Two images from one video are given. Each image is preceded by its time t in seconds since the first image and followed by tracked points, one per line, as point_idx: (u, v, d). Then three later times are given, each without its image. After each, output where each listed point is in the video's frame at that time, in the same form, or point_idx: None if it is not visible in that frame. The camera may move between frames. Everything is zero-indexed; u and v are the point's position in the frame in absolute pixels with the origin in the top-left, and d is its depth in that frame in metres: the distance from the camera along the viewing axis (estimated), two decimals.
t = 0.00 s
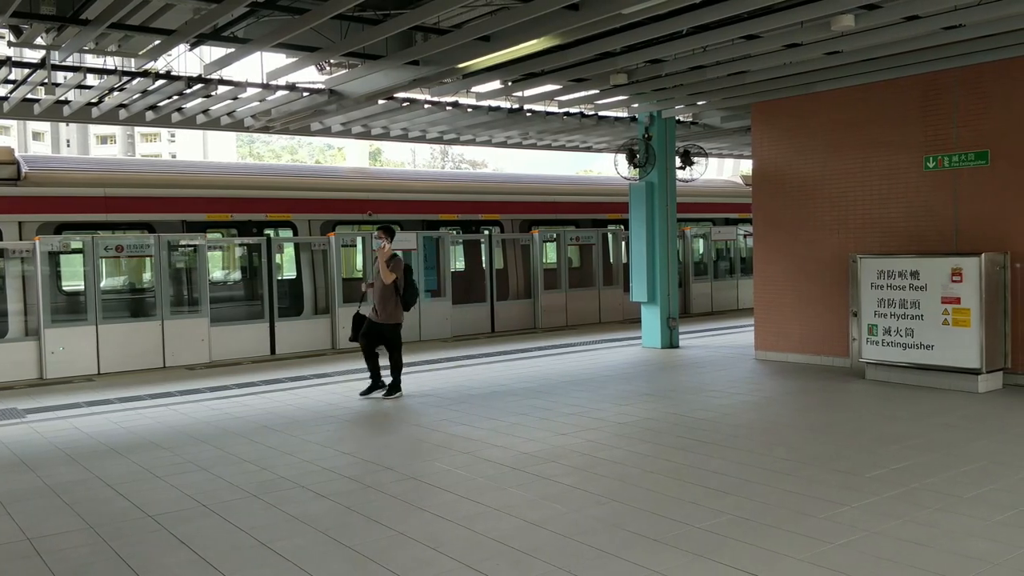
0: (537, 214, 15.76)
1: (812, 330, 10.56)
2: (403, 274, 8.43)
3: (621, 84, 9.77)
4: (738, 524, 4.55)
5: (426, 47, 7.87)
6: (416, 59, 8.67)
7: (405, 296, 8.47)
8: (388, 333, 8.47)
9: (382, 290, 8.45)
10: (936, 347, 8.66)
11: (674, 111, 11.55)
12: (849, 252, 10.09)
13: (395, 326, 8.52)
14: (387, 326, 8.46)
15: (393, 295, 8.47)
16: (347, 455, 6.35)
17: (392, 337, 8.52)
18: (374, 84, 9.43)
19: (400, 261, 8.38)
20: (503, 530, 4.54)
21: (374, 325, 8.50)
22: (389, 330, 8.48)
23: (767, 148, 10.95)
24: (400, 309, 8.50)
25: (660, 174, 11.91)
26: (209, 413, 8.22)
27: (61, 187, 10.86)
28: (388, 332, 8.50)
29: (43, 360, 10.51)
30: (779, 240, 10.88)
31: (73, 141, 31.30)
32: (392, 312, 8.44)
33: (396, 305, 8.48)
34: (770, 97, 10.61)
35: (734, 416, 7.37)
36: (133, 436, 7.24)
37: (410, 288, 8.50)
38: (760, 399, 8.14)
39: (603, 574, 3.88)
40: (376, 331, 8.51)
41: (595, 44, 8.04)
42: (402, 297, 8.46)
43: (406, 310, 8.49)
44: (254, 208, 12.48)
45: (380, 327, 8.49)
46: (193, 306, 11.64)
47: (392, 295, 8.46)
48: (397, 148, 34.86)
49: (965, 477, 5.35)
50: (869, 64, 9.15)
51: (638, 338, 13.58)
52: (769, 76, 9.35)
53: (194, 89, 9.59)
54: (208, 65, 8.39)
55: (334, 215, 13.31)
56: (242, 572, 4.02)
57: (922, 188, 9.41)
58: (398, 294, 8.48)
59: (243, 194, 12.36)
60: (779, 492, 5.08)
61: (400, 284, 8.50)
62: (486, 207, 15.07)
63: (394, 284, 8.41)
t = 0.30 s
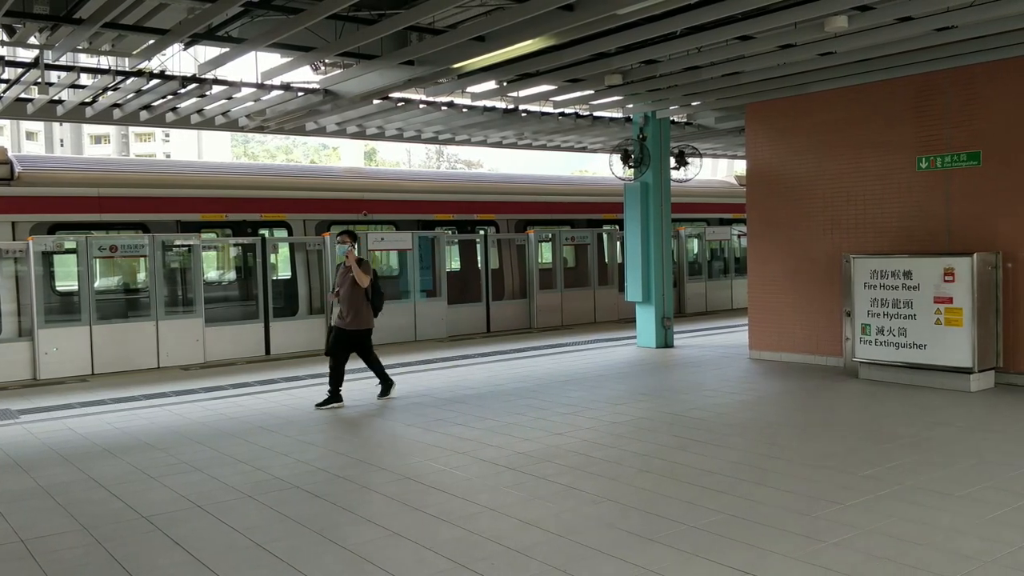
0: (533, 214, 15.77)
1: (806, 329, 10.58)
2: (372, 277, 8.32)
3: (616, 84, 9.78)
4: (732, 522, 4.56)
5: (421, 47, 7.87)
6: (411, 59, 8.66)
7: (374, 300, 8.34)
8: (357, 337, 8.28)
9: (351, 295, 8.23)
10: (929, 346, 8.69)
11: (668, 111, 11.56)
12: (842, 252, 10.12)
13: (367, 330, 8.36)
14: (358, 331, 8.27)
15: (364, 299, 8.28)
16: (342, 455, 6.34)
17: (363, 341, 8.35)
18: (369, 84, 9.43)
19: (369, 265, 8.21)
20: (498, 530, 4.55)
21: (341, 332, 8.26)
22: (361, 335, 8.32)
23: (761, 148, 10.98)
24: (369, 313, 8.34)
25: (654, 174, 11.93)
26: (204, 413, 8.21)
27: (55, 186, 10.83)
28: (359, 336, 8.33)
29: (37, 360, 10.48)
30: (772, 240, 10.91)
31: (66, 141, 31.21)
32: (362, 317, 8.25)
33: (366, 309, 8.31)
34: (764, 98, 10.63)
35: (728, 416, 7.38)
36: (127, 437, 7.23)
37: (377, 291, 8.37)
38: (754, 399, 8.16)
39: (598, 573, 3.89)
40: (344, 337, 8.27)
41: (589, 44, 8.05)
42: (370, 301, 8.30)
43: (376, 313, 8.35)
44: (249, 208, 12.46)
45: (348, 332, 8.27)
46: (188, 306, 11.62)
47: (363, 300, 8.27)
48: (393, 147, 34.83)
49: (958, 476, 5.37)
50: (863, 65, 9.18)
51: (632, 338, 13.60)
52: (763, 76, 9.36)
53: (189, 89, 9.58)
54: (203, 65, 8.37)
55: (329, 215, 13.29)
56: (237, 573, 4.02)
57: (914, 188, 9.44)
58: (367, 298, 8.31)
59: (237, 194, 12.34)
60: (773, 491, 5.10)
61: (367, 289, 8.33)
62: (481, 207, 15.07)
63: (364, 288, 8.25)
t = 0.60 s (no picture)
0: (528, 214, 15.77)
1: (800, 329, 10.60)
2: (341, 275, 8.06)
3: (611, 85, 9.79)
4: (727, 522, 4.57)
5: (417, 47, 7.86)
6: (406, 60, 8.66)
7: (341, 299, 8.04)
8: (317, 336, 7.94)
9: (316, 293, 7.93)
10: (921, 345, 8.72)
11: (663, 112, 11.58)
12: (835, 252, 10.15)
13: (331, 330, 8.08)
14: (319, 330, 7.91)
15: (331, 299, 7.98)
16: (336, 456, 6.34)
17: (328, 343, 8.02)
18: (364, 84, 9.42)
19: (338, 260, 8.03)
20: (493, 530, 4.54)
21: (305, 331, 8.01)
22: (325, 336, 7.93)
23: (755, 148, 11.00)
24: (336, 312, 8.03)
25: (649, 174, 11.96)
26: (198, 414, 8.18)
27: (50, 186, 10.80)
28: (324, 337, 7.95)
29: (30, 360, 10.45)
30: (766, 240, 10.94)
31: (61, 141, 31.15)
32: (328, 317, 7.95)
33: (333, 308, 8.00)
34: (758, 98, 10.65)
35: (723, 415, 7.40)
36: (122, 437, 7.21)
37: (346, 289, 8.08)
38: (749, 398, 8.17)
39: (592, 572, 3.89)
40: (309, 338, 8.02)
41: (584, 45, 8.05)
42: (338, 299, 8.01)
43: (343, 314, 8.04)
44: (244, 208, 12.44)
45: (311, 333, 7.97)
46: (182, 306, 11.61)
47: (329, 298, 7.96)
48: (388, 147, 34.81)
49: (951, 475, 5.39)
50: (856, 66, 9.21)
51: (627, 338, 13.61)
52: (757, 77, 9.39)
53: (183, 88, 9.57)
54: (197, 65, 8.36)
55: (324, 215, 13.28)
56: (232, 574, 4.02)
57: (907, 188, 9.47)
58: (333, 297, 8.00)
59: (232, 194, 12.33)
60: (768, 490, 5.11)
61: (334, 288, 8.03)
62: (477, 207, 15.07)
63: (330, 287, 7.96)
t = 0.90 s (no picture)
0: (524, 214, 15.78)
1: (795, 328, 10.62)
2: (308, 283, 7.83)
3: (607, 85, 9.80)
4: (722, 520, 4.58)
5: (412, 47, 7.86)
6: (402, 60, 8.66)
7: (308, 307, 7.81)
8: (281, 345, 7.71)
9: (280, 300, 7.73)
10: (915, 345, 8.75)
11: (659, 112, 11.59)
12: (829, 252, 10.17)
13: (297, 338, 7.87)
14: (284, 338, 7.68)
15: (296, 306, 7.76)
16: (332, 456, 6.34)
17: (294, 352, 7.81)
18: (360, 84, 9.41)
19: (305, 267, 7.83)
20: (489, 530, 4.55)
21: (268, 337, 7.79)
22: (288, 345, 7.67)
23: (749, 148, 11.02)
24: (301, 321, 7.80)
25: (645, 175, 11.95)
26: (193, 414, 8.17)
27: (44, 186, 10.76)
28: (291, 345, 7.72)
29: (24, 360, 10.43)
30: (761, 240, 10.96)
31: (55, 140, 31.07)
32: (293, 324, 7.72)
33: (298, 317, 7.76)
34: (753, 99, 10.68)
35: (718, 414, 7.41)
36: (117, 438, 7.19)
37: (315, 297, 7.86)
38: (744, 398, 8.19)
39: (588, 572, 3.89)
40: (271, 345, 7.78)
41: (580, 45, 8.06)
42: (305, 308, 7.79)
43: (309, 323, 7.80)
44: (239, 208, 12.42)
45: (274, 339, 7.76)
46: (178, 307, 11.59)
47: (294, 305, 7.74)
48: (383, 147, 34.79)
49: (945, 473, 5.41)
50: (850, 67, 9.24)
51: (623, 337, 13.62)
52: (752, 78, 9.41)
53: (178, 88, 9.55)
54: (192, 65, 8.35)
55: (320, 215, 13.28)
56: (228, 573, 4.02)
57: (901, 188, 9.50)
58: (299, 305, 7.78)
59: (227, 194, 12.31)
60: (763, 489, 5.12)
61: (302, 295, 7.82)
62: (473, 207, 15.08)
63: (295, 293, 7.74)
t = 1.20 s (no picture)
0: (520, 214, 15.79)
1: (790, 328, 10.64)
2: (274, 280, 7.56)
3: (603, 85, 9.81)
4: (718, 520, 4.58)
5: (408, 47, 7.86)
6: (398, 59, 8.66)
7: (275, 304, 7.55)
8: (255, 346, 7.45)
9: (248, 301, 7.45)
10: (910, 344, 8.77)
11: (655, 112, 11.60)
12: (825, 252, 10.19)
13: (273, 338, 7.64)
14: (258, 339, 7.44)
15: (264, 305, 7.48)
16: (328, 455, 6.33)
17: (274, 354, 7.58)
18: (356, 83, 9.41)
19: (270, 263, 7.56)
20: (485, 529, 4.55)
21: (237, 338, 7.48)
22: (264, 346, 7.45)
23: (745, 148, 11.03)
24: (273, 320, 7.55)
25: (641, 174, 11.97)
26: (189, 414, 8.14)
27: (39, 186, 10.72)
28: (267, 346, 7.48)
29: (20, 361, 10.40)
30: (757, 240, 10.97)
31: (50, 140, 31.00)
32: (264, 324, 7.46)
33: (269, 316, 7.51)
34: (749, 99, 10.69)
35: (713, 414, 7.42)
36: (112, 438, 7.17)
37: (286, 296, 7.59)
38: (740, 397, 8.20)
39: (584, 571, 3.89)
40: (239, 347, 7.45)
41: (576, 45, 8.06)
42: (274, 306, 7.54)
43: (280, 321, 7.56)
44: (235, 208, 12.41)
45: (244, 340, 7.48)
46: (174, 307, 11.56)
47: (263, 304, 7.47)
48: (380, 147, 34.77)
49: (939, 472, 5.42)
50: (845, 67, 9.25)
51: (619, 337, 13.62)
52: (748, 78, 9.42)
53: (174, 88, 9.53)
54: (188, 65, 8.33)
55: (316, 215, 13.27)
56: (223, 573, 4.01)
57: (896, 188, 9.51)
58: (268, 304, 7.51)
59: (223, 194, 12.28)
60: (758, 488, 5.13)
61: (269, 293, 7.55)
62: (469, 207, 15.09)
63: (262, 291, 7.48)
